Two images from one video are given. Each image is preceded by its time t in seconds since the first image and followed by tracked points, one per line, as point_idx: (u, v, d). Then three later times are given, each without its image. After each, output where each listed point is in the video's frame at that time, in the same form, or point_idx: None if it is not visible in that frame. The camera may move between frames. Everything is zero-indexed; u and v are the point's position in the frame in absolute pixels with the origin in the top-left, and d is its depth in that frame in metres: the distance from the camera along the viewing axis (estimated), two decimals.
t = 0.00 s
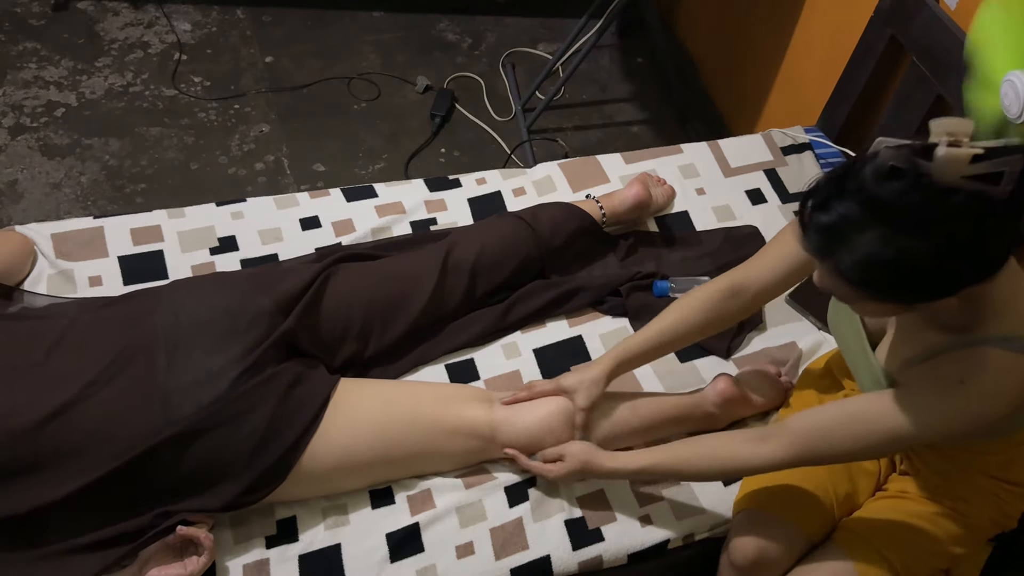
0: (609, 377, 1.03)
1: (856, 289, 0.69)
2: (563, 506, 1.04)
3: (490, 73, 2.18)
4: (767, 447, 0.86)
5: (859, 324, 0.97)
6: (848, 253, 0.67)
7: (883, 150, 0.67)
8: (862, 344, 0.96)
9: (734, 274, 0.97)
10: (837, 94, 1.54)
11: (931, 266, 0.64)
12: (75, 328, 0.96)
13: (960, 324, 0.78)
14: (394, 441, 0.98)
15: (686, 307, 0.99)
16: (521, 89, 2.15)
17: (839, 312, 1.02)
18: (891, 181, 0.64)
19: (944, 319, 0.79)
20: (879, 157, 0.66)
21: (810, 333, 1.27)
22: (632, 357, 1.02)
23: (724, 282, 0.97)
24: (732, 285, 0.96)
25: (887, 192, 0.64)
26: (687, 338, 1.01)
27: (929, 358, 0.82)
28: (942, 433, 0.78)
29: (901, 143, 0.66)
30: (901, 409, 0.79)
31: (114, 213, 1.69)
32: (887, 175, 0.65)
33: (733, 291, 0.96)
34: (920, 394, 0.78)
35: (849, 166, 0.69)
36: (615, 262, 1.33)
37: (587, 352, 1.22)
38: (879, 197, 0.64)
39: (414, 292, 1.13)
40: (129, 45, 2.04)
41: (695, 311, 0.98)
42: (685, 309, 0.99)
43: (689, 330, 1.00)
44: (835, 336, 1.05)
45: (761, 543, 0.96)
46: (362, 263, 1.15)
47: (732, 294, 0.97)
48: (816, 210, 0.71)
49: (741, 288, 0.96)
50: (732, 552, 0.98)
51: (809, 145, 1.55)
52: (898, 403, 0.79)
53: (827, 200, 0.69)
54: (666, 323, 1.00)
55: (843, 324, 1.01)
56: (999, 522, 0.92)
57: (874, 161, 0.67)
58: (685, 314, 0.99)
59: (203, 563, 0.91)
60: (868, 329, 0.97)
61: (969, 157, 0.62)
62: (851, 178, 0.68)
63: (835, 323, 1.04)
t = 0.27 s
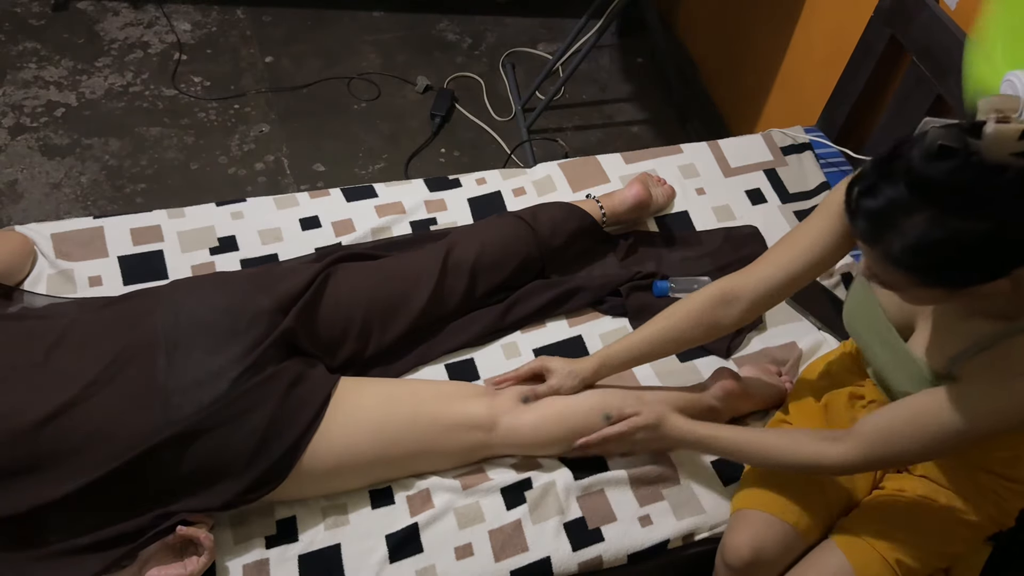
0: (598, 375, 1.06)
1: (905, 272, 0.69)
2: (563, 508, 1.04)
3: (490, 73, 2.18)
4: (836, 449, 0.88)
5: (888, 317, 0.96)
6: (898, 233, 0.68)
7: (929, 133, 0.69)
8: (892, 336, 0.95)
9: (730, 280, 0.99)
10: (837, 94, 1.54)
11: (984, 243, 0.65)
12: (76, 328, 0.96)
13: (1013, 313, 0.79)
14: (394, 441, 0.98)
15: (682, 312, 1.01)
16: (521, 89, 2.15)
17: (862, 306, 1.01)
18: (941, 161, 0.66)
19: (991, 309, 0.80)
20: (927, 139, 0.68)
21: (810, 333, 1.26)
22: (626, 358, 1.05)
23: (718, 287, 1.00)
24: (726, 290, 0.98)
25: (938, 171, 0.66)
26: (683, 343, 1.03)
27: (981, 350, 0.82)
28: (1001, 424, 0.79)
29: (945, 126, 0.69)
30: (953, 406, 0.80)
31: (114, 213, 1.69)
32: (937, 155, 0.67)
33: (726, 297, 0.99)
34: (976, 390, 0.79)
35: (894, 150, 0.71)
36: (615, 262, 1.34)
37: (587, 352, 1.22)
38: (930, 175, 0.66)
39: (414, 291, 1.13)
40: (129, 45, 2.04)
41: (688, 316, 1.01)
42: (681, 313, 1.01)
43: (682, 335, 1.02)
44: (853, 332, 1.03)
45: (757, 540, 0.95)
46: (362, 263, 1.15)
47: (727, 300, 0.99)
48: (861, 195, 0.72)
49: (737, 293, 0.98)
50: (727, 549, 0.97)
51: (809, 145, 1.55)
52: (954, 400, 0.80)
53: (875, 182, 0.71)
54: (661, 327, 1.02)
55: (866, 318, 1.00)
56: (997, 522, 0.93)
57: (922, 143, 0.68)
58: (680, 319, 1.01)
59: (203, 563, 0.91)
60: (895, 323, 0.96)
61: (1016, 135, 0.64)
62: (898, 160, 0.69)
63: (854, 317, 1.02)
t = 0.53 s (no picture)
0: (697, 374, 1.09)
1: (950, 261, 0.71)
2: (563, 508, 1.04)
3: (490, 73, 2.18)
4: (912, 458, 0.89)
5: (915, 299, 0.93)
6: (946, 224, 0.70)
7: (976, 123, 0.70)
8: (919, 320, 0.92)
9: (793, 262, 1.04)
10: (837, 94, 1.54)
11: None
12: (77, 328, 0.96)
13: None
14: (394, 442, 0.98)
15: (752, 302, 1.06)
16: (521, 89, 2.15)
17: (886, 285, 0.97)
18: (989, 151, 0.67)
19: None
20: (974, 129, 0.70)
21: (810, 333, 1.26)
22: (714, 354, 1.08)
23: (781, 272, 1.05)
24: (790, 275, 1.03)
25: (986, 161, 0.67)
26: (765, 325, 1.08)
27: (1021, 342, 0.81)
28: None
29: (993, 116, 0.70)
30: (1006, 408, 0.80)
31: (114, 213, 1.69)
32: (985, 145, 0.68)
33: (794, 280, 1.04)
34: None
35: (942, 141, 0.72)
36: (616, 262, 1.34)
37: (588, 351, 1.22)
38: (979, 165, 0.67)
39: (415, 292, 1.13)
40: (129, 45, 2.04)
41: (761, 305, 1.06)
42: (751, 302, 1.06)
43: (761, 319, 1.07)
44: (870, 311, 1.00)
45: (756, 541, 0.95)
46: (363, 263, 1.15)
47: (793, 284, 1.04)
48: (908, 186, 0.74)
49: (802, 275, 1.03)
50: (725, 550, 0.97)
51: (809, 145, 1.54)
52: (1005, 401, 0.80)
53: (922, 174, 0.72)
54: (737, 320, 1.07)
55: (890, 298, 0.96)
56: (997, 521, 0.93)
57: (970, 133, 0.70)
58: (752, 308, 1.06)
59: (203, 564, 0.91)
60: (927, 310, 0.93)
61: None
62: (945, 152, 0.71)
63: (875, 296, 0.99)
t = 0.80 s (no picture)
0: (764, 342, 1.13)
1: (972, 249, 0.72)
2: (563, 508, 1.04)
3: (490, 73, 2.18)
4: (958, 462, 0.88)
5: (932, 288, 0.92)
6: (968, 213, 0.71)
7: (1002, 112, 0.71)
8: (937, 310, 0.92)
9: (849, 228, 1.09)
10: (837, 94, 1.54)
11: None
12: (77, 329, 0.96)
13: None
14: (393, 442, 0.98)
15: (813, 268, 1.11)
16: (521, 89, 2.15)
17: (901, 274, 0.97)
18: (1014, 139, 0.68)
19: None
20: (1000, 118, 0.70)
21: (810, 332, 1.26)
22: (778, 320, 1.13)
23: (841, 238, 1.10)
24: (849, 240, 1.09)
25: (1010, 148, 0.67)
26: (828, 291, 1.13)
27: None
28: None
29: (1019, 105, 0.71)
30: None
31: (114, 213, 1.69)
32: (1009, 133, 0.69)
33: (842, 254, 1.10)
34: None
35: (967, 129, 0.73)
36: (616, 262, 1.34)
37: (588, 352, 1.22)
38: (1002, 153, 0.68)
39: (415, 292, 1.13)
40: (129, 45, 2.04)
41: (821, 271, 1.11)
42: (812, 268, 1.12)
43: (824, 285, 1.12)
44: (884, 300, 1.00)
45: (755, 541, 0.95)
46: (363, 263, 1.15)
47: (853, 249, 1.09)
48: (931, 174, 0.75)
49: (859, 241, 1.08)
50: (724, 549, 0.97)
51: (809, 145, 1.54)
52: None
53: (946, 162, 0.73)
54: (798, 287, 1.12)
55: (905, 288, 0.96)
56: (997, 521, 0.94)
57: (996, 122, 0.70)
58: (812, 274, 1.11)
59: (203, 563, 0.91)
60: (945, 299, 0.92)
61: None
62: (970, 140, 0.72)
63: (889, 285, 0.99)
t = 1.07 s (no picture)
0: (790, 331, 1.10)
1: (971, 244, 0.72)
2: (563, 508, 1.04)
3: (490, 73, 2.18)
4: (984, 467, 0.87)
5: (937, 286, 0.92)
6: (968, 206, 0.71)
7: (998, 106, 0.71)
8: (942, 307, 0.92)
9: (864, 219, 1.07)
10: (837, 94, 1.54)
11: None
12: (77, 329, 0.96)
13: None
14: (393, 443, 0.98)
15: (830, 261, 1.09)
16: (521, 89, 2.15)
17: (906, 273, 0.96)
18: (1012, 133, 0.68)
19: None
20: (996, 112, 0.71)
21: (810, 332, 1.26)
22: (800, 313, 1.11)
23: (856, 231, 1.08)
24: (864, 231, 1.07)
25: (1009, 141, 0.68)
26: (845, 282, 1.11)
27: None
28: None
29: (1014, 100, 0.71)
30: None
31: (114, 213, 1.69)
32: (1007, 127, 0.69)
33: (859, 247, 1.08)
34: None
35: (964, 124, 0.73)
36: (615, 262, 1.34)
37: (588, 351, 1.22)
38: (1000, 146, 0.68)
39: (415, 292, 1.13)
40: (129, 45, 2.04)
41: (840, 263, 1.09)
42: (829, 261, 1.10)
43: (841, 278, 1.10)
44: (889, 300, 1.00)
45: (755, 540, 0.95)
46: (363, 263, 1.15)
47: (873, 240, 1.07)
48: (930, 169, 0.75)
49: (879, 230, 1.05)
50: (723, 549, 0.97)
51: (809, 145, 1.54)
52: None
53: (944, 156, 0.73)
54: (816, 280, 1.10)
55: (910, 287, 0.96)
56: (996, 521, 0.94)
57: (992, 116, 0.71)
58: (830, 266, 1.09)
59: (203, 563, 0.91)
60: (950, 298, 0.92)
61: None
62: (968, 134, 0.72)
63: (894, 284, 0.99)
